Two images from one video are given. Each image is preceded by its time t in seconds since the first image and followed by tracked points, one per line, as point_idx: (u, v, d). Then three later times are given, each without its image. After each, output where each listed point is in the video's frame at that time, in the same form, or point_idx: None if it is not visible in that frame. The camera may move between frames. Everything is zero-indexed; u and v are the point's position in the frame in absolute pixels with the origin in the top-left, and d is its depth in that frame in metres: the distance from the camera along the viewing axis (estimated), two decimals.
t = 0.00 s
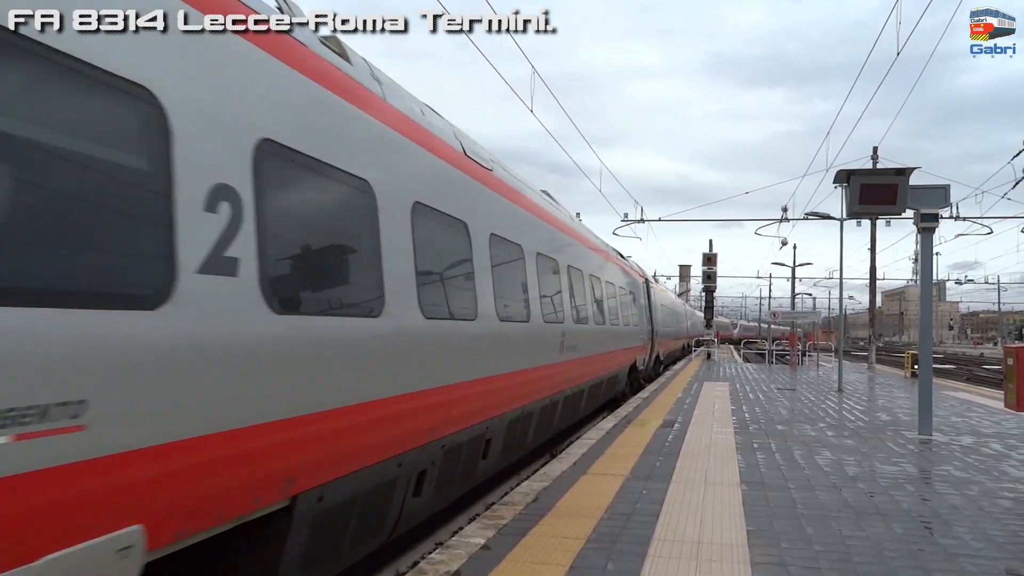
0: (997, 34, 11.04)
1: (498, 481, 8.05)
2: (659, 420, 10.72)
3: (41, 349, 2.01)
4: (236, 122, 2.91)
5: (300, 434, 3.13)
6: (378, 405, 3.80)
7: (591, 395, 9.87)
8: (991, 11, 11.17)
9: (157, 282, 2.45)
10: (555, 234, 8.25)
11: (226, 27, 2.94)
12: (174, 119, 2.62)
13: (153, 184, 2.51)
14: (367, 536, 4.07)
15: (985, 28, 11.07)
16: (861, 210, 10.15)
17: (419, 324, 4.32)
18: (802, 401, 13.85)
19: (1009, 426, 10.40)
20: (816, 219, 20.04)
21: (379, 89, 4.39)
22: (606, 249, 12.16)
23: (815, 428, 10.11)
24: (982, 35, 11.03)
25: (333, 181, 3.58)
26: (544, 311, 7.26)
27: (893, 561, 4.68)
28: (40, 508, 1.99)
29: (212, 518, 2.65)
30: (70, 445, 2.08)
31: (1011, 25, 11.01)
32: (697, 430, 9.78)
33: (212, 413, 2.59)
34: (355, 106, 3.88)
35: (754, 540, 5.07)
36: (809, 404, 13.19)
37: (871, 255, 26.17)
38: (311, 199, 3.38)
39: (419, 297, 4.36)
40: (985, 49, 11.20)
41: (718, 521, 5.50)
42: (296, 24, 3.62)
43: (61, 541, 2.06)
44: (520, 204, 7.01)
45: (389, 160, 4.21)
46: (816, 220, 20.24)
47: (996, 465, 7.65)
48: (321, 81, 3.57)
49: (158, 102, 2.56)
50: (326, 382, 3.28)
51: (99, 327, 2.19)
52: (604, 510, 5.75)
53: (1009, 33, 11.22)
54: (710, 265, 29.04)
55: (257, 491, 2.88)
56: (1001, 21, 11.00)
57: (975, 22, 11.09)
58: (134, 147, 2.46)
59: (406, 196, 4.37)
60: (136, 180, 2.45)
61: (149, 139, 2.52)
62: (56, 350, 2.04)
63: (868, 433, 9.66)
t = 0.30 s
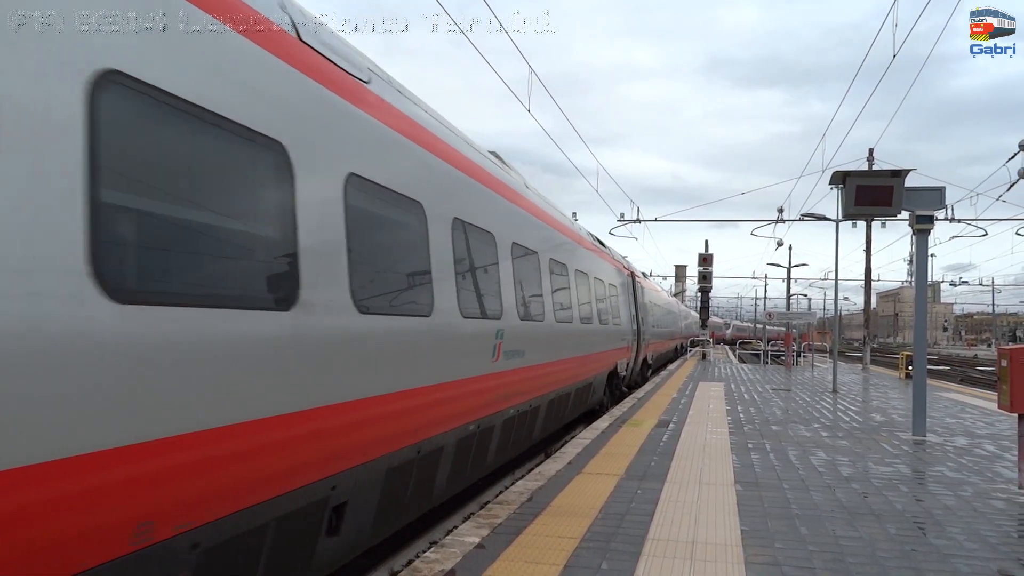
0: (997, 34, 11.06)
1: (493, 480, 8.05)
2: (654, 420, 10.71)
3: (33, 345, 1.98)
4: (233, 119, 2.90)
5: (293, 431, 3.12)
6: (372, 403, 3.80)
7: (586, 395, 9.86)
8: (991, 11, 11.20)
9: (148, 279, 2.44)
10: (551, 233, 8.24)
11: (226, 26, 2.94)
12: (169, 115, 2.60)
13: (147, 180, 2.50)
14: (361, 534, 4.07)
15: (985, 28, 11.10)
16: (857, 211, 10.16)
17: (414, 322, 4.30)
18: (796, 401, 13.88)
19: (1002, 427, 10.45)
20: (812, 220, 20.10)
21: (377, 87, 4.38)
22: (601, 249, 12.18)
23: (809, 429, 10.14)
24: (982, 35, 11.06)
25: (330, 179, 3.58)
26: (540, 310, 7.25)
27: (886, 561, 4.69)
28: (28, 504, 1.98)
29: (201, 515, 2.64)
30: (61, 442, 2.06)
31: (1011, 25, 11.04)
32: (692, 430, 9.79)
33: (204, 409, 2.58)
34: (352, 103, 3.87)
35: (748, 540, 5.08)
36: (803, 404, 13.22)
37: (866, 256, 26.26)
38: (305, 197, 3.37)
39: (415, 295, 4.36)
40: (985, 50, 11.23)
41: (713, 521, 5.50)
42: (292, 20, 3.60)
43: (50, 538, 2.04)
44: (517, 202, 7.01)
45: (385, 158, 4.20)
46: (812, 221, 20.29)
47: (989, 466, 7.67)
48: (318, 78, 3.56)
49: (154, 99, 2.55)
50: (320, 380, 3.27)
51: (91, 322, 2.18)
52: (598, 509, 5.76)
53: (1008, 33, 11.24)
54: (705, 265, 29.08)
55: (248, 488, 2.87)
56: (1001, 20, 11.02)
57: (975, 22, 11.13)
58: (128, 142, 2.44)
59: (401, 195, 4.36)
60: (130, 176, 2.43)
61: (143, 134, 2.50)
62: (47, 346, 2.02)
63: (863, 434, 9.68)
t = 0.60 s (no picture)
0: (997, 35, 11.08)
1: (488, 479, 8.04)
2: (649, 420, 10.72)
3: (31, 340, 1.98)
4: (231, 117, 2.89)
5: (289, 431, 3.10)
6: (370, 402, 3.79)
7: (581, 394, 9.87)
8: (990, 11, 11.22)
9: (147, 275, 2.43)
10: (547, 232, 8.24)
11: (224, 25, 2.93)
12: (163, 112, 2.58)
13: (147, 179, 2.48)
14: (356, 533, 4.06)
15: (985, 27, 11.13)
16: (852, 212, 10.18)
17: (410, 320, 4.30)
18: (791, 401, 13.91)
19: (995, 428, 10.49)
20: (808, 220, 20.13)
21: (373, 85, 4.37)
22: (597, 248, 12.18)
23: (803, 429, 10.16)
24: (982, 35, 11.09)
25: (327, 176, 3.57)
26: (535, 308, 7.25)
27: (879, 562, 4.70)
28: (21, 506, 1.95)
29: (195, 515, 2.62)
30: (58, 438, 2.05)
31: (1011, 25, 11.06)
32: (686, 430, 9.81)
33: (199, 410, 2.56)
34: (348, 100, 3.85)
35: (741, 540, 5.08)
36: (797, 405, 13.26)
37: (861, 257, 26.33)
38: (303, 195, 3.36)
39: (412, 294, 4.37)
40: (985, 50, 11.25)
41: (707, 521, 5.51)
42: (286, 17, 3.58)
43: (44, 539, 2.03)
44: (513, 201, 7.01)
45: (381, 155, 4.19)
46: (808, 221, 20.35)
47: (982, 467, 7.70)
48: (314, 75, 3.55)
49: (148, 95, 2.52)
50: (316, 378, 3.27)
51: (86, 322, 2.16)
52: (592, 509, 5.76)
53: (1008, 34, 11.27)
54: (701, 265, 29.11)
55: (243, 489, 2.86)
56: (1001, 21, 11.04)
57: (975, 22, 11.15)
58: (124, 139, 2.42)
59: (397, 193, 4.35)
60: (123, 172, 2.41)
61: (139, 130, 2.48)
62: (41, 344, 2.01)
63: (856, 434, 9.70)
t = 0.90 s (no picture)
0: (997, 35, 11.12)
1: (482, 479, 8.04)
2: (645, 420, 10.73)
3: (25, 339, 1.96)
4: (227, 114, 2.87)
5: (282, 430, 3.09)
6: (364, 401, 3.78)
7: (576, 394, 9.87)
8: (991, 11, 11.26)
9: (142, 274, 2.41)
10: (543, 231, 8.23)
11: (222, 23, 2.92)
12: (159, 109, 2.56)
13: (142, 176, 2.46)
14: (349, 532, 4.04)
15: (986, 28, 11.16)
16: (847, 213, 10.20)
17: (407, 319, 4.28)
18: (786, 402, 13.92)
19: (989, 429, 10.53)
20: (804, 221, 20.18)
21: (370, 83, 4.36)
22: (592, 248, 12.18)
23: (799, 429, 10.18)
24: (982, 35, 11.13)
25: (324, 174, 3.55)
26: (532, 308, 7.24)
27: (873, 562, 4.71)
28: (10, 506, 1.93)
29: (187, 514, 2.61)
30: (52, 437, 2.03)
31: (1011, 25, 11.09)
32: (682, 430, 9.81)
33: (192, 410, 2.55)
34: (345, 98, 3.83)
35: (735, 540, 5.08)
36: (793, 405, 13.28)
37: (856, 258, 26.42)
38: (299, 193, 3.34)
39: (409, 293, 4.37)
40: (985, 50, 11.28)
41: (702, 521, 5.51)
42: (284, 16, 3.57)
43: (34, 540, 2.01)
44: (509, 200, 7.00)
45: (379, 154, 4.18)
46: (804, 222, 20.39)
47: (976, 468, 7.72)
48: (311, 73, 3.54)
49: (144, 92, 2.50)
50: (312, 376, 3.25)
51: (80, 320, 2.14)
52: (588, 508, 5.76)
53: (1008, 34, 11.30)
54: (697, 265, 29.16)
55: (235, 488, 2.84)
56: (1001, 21, 11.08)
57: (976, 22, 11.18)
58: (121, 137, 2.39)
59: (394, 191, 4.35)
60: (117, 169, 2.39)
61: (136, 127, 2.46)
62: (34, 343, 1.99)
63: (851, 435, 9.73)
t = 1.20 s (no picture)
0: (997, 34, 11.16)
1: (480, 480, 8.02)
2: (642, 420, 10.73)
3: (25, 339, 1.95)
4: (226, 114, 2.87)
5: (280, 430, 3.07)
6: (363, 402, 3.77)
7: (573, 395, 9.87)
8: (991, 11, 11.28)
9: (143, 275, 2.40)
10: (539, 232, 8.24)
11: (220, 24, 2.92)
12: (158, 111, 2.55)
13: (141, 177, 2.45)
14: (346, 533, 4.03)
15: (985, 27, 11.19)
16: (843, 214, 10.19)
17: (405, 320, 4.27)
18: (782, 402, 13.93)
19: (985, 429, 10.54)
20: (801, 221, 20.22)
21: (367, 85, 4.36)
22: (588, 249, 12.19)
23: (795, 429, 10.20)
24: (982, 35, 11.17)
25: (321, 175, 3.54)
26: (529, 309, 7.25)
27: (870, 562, 4.71)
28: (9, 506, 1.91)
29: (186, 515, 2.59)
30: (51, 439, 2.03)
31: (1011, 25, 11.12)
32: (679, 430, 9.80)
33: (191, 411, 2.53)
34: (342, 100, 3.83)
35: (732, 540, 5.08)
36: (789, 405, 13.30)
37: (852, 258, 26.48)
38: (298, 194, 3.33)
39: (408, 294, 4.36)
40: (985, 49, 11.30)
41: (699, 522, 5.51)
42: (280, 16, 3.57)
43: (32, 541, 1.99)
44: (506, 201, 7.00)
45: (377, 155, 4.17)
46: (800, 223, 20.42)
47: (972, 467, 7.73)
48: (309, 74, 3.54)
49: (142, 92, 2.49)
50: (310, 378, 3.24)
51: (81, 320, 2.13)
52: (585, 509, 5.75)
53: (1008, 33, 11.32)
54: (694, 265, 29.19)
55: (235, 489, 2.83)
56: (1001, 20, 11.11)
57: (976, 22, 11.21)
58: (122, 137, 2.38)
59: (393, 191, 4.33)
60: (115, 170, 2.37)
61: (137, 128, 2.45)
62: (33, 343, 1.97)
63: (847, 435, 9.75)
